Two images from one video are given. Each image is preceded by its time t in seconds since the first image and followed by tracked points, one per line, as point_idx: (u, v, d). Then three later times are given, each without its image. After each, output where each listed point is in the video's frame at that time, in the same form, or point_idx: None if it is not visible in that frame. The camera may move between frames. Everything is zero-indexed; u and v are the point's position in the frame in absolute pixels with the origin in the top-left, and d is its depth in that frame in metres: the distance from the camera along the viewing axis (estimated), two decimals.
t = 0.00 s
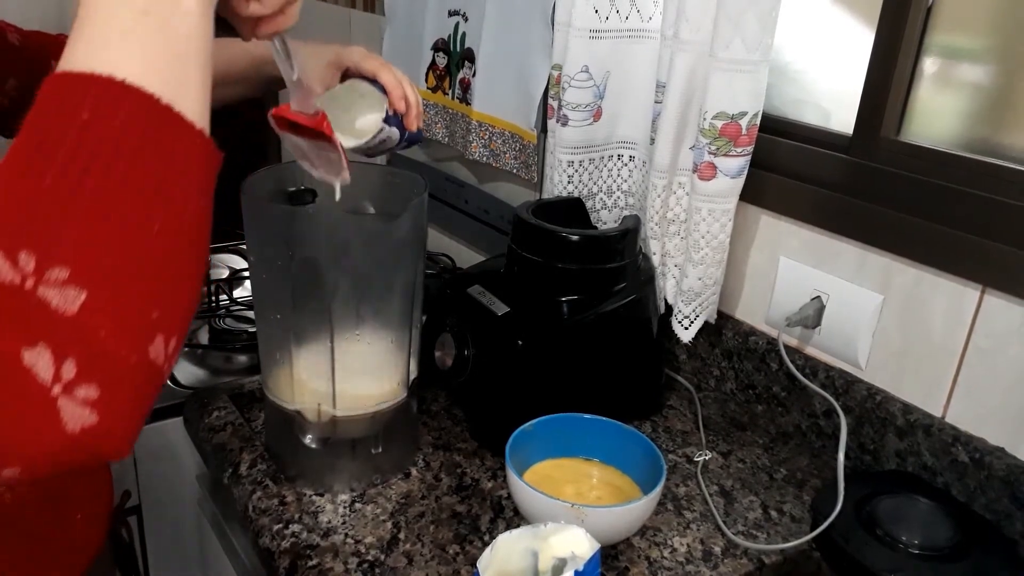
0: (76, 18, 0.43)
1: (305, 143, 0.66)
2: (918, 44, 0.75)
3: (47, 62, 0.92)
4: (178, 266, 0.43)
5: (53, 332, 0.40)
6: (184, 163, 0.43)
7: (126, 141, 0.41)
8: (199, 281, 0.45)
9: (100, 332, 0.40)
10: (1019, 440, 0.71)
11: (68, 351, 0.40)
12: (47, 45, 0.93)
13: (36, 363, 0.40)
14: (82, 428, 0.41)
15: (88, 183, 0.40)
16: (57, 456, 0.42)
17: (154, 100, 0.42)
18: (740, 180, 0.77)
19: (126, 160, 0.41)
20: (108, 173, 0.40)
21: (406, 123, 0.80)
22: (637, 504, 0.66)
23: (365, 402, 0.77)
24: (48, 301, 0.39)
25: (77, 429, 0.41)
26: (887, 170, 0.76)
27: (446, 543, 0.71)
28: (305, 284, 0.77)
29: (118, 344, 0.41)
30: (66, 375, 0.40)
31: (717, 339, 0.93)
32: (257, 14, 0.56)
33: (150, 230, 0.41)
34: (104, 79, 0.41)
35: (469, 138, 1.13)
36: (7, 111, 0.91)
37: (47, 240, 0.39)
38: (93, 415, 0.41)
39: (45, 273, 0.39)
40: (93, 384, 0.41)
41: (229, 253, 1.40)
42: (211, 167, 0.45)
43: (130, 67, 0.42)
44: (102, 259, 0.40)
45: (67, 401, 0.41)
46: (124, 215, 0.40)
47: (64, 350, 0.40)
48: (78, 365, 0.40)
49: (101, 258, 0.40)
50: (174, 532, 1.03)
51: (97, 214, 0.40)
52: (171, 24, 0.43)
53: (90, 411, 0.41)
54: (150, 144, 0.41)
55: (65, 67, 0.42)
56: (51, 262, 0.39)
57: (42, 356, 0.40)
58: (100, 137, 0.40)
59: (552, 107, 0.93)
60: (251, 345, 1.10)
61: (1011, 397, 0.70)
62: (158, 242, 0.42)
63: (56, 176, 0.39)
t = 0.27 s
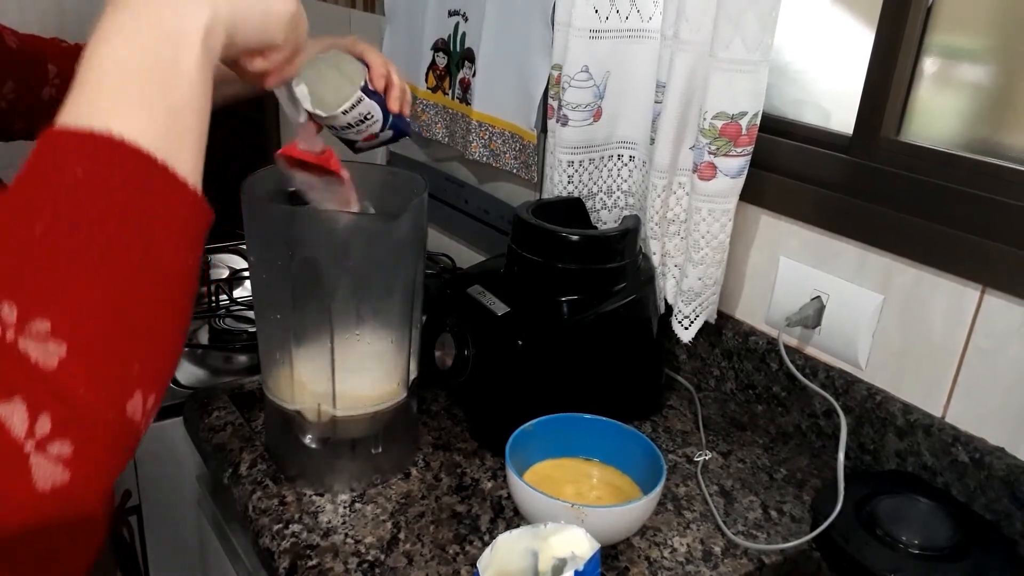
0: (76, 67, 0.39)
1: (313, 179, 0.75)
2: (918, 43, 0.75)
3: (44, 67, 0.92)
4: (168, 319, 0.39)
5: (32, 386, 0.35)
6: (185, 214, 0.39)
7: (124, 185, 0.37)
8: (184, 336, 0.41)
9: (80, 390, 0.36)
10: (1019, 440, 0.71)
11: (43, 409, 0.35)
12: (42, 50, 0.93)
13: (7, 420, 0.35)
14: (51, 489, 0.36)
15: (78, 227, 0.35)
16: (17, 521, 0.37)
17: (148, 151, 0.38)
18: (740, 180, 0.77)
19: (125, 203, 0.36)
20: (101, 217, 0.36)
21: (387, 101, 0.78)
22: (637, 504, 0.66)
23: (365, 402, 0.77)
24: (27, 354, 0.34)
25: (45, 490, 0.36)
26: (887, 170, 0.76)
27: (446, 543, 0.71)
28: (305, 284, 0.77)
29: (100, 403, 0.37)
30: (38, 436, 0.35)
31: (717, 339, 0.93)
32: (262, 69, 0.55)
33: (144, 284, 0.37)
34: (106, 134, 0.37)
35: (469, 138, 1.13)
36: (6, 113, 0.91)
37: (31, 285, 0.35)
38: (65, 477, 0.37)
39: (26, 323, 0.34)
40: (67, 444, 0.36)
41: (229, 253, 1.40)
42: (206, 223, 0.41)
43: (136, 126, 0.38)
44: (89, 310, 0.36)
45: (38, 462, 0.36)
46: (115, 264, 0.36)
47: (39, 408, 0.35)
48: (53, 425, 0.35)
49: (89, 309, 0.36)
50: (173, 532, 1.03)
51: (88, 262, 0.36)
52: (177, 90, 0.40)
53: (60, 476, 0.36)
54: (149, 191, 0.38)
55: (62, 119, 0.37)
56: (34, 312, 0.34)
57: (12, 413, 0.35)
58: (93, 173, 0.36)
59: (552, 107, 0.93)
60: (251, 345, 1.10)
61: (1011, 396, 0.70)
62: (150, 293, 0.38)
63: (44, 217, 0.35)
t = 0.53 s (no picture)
0: (73, 99, 0.42)
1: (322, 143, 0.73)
2: (918, 44, 0.75)
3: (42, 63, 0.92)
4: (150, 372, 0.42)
5: (21, 444, 0.39)
6: (169, 274, 0.42)
7: (111, 252, 0.40)
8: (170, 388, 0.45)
9: (64, 448, 0.40)
10: (1019, 440, 0.71)
11: (29, 469, 0.40)
12: (39, 48, 0.93)
13: None
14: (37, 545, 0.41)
15: (62, 300, 0.39)
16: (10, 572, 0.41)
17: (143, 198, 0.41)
18: (740, 180, 0.77)
19: (108, 265, 0.40)
20: (86, 283, 0.39)
21: (394, 120, 0.79)
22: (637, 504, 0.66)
23: (365, 402, 0.77)
24: (14, 413, 0.39)
25: (31, 547, 0.41)
26: (887, 170, 0.75)
27: (446, 543, 0.71)
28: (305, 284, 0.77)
29: (81, 459, 0.41)
30: (25, 492, 0.40)
31: (717, 339, 0.93)
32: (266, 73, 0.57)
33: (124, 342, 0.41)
34: (94, 172, 0.40)
35: (469, 138, 1.13)
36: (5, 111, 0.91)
37: (20, 351, 0.39)
38: (49, 533, 0.41)
39: (15, 384, 0.38)
40: (51, 502, 0.40)
41: (229, 253, 1.40)
42: (196, 273, 0.44)
43: (129, 165, 0.41)
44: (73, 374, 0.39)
45: (24, 519, 0.40)
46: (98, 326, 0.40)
47: (25, 467, 0.40)
48: (38, 483, 0.40)
49: (72, 373, 0.39)
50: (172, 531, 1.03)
51: (74, 328, 0.39)
52: (174, 114, 0.43)
53: (46, 530, 0.41)
54: (134, 253, 0.40)
55: (60, 151, 0.41)
56: (23, 373, 0.38)
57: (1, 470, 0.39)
58: (80, 239, 0.39)
59: (552, 107, 0.93)
60: (251, 345, 1.10)
61: (1011, 397, 0.70)
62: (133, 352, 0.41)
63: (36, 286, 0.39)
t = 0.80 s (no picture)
0: (132, 130, 0.45)
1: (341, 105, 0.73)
2: (918, 43, 0.75)
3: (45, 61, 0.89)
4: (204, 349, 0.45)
5: (94, 400, 0.41)
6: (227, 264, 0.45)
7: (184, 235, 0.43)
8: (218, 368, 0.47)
9: (132, 406, 0.42)
10: (1020, 441, 0.70)
11: (102, 421, 0.41)
12: (41, 44, 0.90)
13: (72, 426, 0.41)
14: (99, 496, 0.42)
15: (140, 268, 0.41)
16: (67, 523, 0.42)
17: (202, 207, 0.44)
18: (741, 180, 0.77)
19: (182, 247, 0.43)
20: (163, 256, 0.42)
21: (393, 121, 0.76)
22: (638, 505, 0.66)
23: (365, 402, 0.77)
24: (93, 368, 0.40)
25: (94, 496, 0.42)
26: (888, 170, 0.75)
27: (446, 544, 0.71)
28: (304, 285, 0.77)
29: (147, 420, 0.42)
30: (96, 444, 0.41)
31: (718, 339, 0.93)
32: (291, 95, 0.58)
33: (189, 317, 0.43)
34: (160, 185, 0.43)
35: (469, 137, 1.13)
36: (6, 110, 0.89)
37: (100, 312, 0.41)
38: (110, 483, 0.42)
39: (94, 342, 0.40)
40: (117, 454, 0.42)
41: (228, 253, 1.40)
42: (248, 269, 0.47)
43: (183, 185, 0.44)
44: (146, 335, 0.41)
45: (92, 467, 0.42)
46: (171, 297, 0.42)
47: (99, 419, 0.41)
48: (109, 435, 0.41)
49: (145, 335, 0.41)
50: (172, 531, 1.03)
51: (148, 296, 0.42)
52: (213, 144, 0.46)
53: (107, 481, 0.42)
54: (204, 240, 0.44)
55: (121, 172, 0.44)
56: (103, 332, 0.40)
57: (78, 420, 0.41)
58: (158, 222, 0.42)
59: (552, 106, 0.92)
60: (250, 346, 1.09)
61: (1011, 397, 0.70)
62: (196, 325, 0.44)
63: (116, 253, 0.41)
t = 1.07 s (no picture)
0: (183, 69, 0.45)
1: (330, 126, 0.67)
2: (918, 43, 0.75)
3: (46, 60, 0.87)
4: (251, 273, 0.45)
5: (145, 310, 0.41)
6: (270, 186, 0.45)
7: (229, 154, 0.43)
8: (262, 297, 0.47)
9: (183, 316, 0.42)
10: (1019, 441, 0.71)
11: (153, 329, 0.41)
12: (42, 43, 0.89)
13: (123, 334, 0.41)
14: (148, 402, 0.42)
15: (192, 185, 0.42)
16: (118, 431, 0.42)
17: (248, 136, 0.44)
18: (740, 180, 0.77)
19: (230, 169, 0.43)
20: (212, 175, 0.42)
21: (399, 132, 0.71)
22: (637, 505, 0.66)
23: (365, 402, 0.78)
24: (143, 281, 0.41)
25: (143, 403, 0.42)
26: (887, 170, 0.75)
27: (446, 543, 0.71)
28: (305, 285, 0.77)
29: (195, 331, 0.42)
30: (147, 351, 0.41)
31: (717, 339, 0.93)
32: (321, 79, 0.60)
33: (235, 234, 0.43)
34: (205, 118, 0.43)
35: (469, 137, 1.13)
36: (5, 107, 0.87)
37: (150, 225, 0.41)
38: (161, 391, 0.42)
39: (143, 256, 0.41)
40: (167, 363, 0.42)
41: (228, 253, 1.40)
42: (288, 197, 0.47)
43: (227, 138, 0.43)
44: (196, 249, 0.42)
45: (143, 374, 0.42)
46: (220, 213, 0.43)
47: (149, 328, 0.41)
48: (159, 343, 0.41)
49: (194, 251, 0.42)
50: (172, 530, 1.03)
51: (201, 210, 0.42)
52: (260, 92, 0.46)
53: (160, 387, 0.42)
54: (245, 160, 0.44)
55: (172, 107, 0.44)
56: (153, 247, 0.41)
57: (129, 329, 0.41)
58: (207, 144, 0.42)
59: (552, 106, 0.93)
60: (251, 346, 1.10)
61: (1010, 397, 0.70)
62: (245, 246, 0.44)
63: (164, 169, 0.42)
